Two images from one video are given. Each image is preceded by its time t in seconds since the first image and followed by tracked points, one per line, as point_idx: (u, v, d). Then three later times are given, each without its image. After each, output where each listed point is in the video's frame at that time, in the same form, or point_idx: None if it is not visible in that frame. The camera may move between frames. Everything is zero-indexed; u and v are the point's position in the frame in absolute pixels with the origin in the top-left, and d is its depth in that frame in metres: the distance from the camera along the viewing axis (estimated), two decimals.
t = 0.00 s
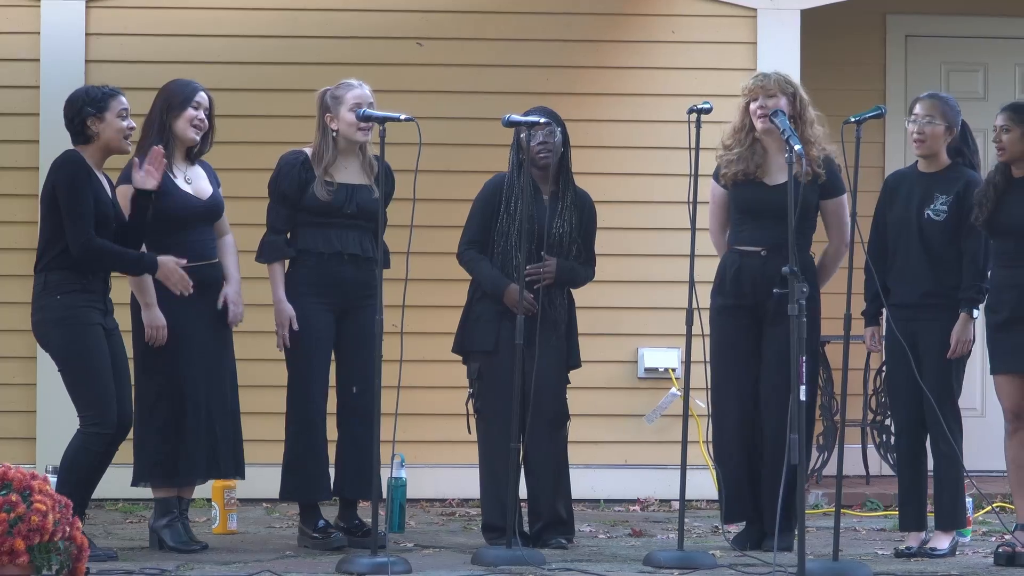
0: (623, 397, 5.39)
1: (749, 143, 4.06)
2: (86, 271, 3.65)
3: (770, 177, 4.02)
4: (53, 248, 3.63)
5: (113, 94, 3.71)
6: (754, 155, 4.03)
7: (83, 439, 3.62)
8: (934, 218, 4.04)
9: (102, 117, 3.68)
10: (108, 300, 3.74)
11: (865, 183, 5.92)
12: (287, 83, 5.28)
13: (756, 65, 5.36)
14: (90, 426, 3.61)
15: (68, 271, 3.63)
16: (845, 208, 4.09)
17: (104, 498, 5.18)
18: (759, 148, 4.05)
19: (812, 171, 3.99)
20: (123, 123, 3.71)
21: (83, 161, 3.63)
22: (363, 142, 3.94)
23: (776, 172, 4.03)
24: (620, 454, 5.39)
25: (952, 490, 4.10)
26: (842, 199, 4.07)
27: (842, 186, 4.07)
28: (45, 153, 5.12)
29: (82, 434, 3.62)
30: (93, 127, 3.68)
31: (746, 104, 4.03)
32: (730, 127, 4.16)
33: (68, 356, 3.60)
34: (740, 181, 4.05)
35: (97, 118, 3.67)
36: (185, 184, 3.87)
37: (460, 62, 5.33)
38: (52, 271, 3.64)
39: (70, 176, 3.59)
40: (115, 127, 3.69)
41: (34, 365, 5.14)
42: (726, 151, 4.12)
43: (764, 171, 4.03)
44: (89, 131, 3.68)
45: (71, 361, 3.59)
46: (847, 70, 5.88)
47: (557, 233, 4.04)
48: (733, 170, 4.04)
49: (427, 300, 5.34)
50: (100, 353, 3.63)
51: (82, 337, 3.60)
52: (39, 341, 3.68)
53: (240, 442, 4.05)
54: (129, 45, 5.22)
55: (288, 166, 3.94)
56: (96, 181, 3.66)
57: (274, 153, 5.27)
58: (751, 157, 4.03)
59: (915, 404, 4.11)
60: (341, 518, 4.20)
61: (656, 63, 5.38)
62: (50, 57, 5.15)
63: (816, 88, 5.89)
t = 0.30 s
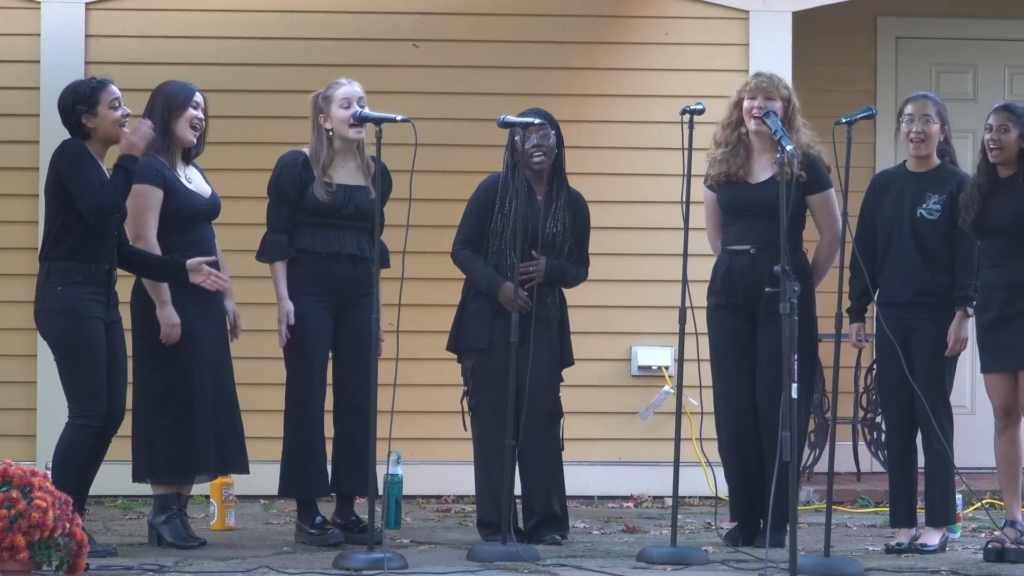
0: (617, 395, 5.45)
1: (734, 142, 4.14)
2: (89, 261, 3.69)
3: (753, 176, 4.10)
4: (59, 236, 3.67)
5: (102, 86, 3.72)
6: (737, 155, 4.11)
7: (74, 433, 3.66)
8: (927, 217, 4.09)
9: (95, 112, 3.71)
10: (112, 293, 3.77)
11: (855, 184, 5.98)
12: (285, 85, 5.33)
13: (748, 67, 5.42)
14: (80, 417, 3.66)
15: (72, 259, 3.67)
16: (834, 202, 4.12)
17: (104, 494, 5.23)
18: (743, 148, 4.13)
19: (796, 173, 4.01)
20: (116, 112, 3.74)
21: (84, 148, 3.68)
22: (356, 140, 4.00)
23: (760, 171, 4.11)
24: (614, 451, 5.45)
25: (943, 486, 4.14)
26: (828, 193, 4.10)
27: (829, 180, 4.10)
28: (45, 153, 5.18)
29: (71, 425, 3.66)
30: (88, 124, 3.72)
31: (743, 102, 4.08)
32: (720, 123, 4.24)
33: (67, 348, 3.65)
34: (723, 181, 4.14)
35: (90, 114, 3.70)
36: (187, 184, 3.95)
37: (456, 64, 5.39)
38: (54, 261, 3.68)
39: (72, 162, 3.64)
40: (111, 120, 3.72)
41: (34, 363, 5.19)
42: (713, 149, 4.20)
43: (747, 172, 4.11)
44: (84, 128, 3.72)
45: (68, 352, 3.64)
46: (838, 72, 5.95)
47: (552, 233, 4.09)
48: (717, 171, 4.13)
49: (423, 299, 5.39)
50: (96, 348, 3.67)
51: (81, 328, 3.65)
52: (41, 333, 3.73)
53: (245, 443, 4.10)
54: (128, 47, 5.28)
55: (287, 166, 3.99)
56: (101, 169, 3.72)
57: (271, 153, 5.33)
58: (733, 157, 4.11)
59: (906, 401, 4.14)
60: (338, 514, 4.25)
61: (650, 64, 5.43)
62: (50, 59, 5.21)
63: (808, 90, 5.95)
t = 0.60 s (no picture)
0: (611, 393, 5.50)
1: (736, 137, 4.16)
2: (88, 257, 3.74)
3: (755, 169, 4.14)
4: (60, 233, 3.74)
5: (99, 85, 3.78)
6: (740, 149, 4.13)
7: (65, 427, 3.71)
8: (918, 217, 4.13)
9: (92, 111, 3.77)
10: (115, 288, 3.83)
11: (846, 184, 6.05)
12: (281, 86, 5.38)
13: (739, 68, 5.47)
14: (72, 412, 3.70)
15: (72, 255, 3.73)
16: (826, 203, 4.21)
17: (103, 491, 5.28)
18: (746, 143, 4.15)
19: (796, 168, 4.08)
20: (114, 111, 3.80)
21: (83, 147, 3.73)
22: (351, 136, 4.04)
23: (762, 166, 4.15)
24: (607, 448, 5.51)
25: (933, 482, 4.19)
26: (822, 195, 4.19)
27: (822, 182, 4.18)
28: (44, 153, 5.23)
29: (64, 419, 3.71)
30: (86, 122, 3.78)
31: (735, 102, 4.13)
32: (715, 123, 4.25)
33: (64, 343, 3.70)
34: (727, 173, 4.14)
35: (88, 112, 3.76)
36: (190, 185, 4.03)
37: (451, 65, 5.44)
38: (55, 256, 3.74)
39: (70, 160, 3.69)
40: (108, 118, 3.78)
41: (34, 361, 5.24)
42: (713, 144, 4.21)
43: (749, 164, 4.13)
44: (83, 127, 3.78)
45: (65, 346, 3.69)
46: (829, 74, 6.01)
47: (546, 232, 4.16)
48: (719, 164, 4.14)
49: (419, 297, 5.45)
50: (93, 344, 3.73)
51: (81, 324, 3.70)
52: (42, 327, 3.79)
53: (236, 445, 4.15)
54: (127, 48, 5.33)
55: (285, 165, 4.04)
56: (99, 168, 3.79)
57: (268, 154, 5.38)
58: (739, 151, 4.12)
59: (896, 399, 4.18)
60: (334, 511, 4.30)
61: (643, 65, 5.49)
62: (50, 60, 5.26)
63: (800, 91, 6.01)
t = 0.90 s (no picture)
0: (605, 391, 5.56)
1: (729, 137, 4.22)
2: (88, 256, 3.79)
3: (748, 170, 4.18)
4: (60, 233, 3.78)
5: (98, 84, 3.83)
6: (734, 149, 4.19)
7: (62, 424, 3.76)
8: (906, 218, 4.18)
9: (91, 109, 3.81)
10: (113, 287, 3.87)
11: (837, 184, 6.11)
12: (279, 87, 5.43)
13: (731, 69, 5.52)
14: (70, 409, 3.75)
15: (71, 254, 3.77)
16: (818, 204, 4.27)
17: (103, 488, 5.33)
18: (739, 142, 4.21)
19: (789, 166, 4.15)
20: (112, 109, 3.85)
21: (83, 146, 3.78)
22: (348, 137, 4.10)
23: (755, 167, 4.19)
24: (601, 445, 5.57)
25: (922, 480, 4.24)
26: (814, 196, 4.25)
27: (815, 182, 4.24)
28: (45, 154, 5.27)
29: (62, 415, 3.76)
30: (86, 121, 3.82)
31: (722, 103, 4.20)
32: (708, 125, 4.31)
33: (62, 341, 3.74)
34: (721, 173, 4.20)
35: (87, 111, 3.81)
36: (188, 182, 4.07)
37: (447, 67, 5.49)
38: (55, 255, 3.78)
39: (70, 159, 3.74)
40: (107, 116, 3.83)
41: (34, 360, 5.28)
42: (706, 146, 4.27)
43: (743, 164, 4.18)
44: (83, 126, 3.83)
45: (64, 345, 3.74)
46: (820, 75, 6.08)
47: (541, 231, 4.20)
48: (713, 164, 4.19)
49: (415, 296, 5.50)
50: (92, 342, 3.77)
51: (79, 322, 3.74)
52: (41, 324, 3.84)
53: (229, 438, 4.23)
54: (126, 50, 5.38)
55: (284, 165, 4.09)
56: (99, 168, 3.84)
57: (266, 154, 5.43)
58: (730, 151, 4.18)
59: (886, 396, 4.24)
60: (331, 507, 4.35)
61: (637, 67, 5.55)
62: (50, 62, 5.31)
63: (792, 92, 6.07)
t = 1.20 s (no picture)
0: (598, 389, 5.62)
1: (717, 139, 4.28)
2: (89, 255, 3.83)
3: (736, 173, 4.25)
4: (61, 232, 3.82)
5: (96, 83, 3.87)
6: (721, 152, 4.25)
7: (63, 421, 3.81)
8: (892, 217, 4.25)
9: (91, 109, 3.86)
10: (111, 286, 3.92)
11: (828, 184, 6.18)
12: (276, 88, 5.49)
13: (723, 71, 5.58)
14: (70, 406, 3.80)
15: (72, 252, 3.81)
16: (810, 201, 4.31)
17: (102, 484, 5.38)
18: (726, 145, 4.27)
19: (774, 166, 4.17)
20: (112, 107, 3.88)
21: (84, 144, 3.81)
22: (347, 138, 4.15)
23: (744, 168, 4.25)
24: (595, 442, 5.63)
25: (911, 476, 4.31)
26: (806, 193, 4.29)
27: (807, 181, 4.29)
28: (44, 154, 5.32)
29: (62, 413, 3.82)
30: (85, 120, 3.87)
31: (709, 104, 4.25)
32: (698, 127, 4.37)
33: (62, 339, 3.80)
34: (708, 176, 4.27)
35: (86, 109, 3.85)
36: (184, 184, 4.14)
37: (442, 68, 5.55)
38: (55, 253, 3.83)
39: (74, 158, 3.76)
40: (107, 114, 3.87)
41: (34, 358, 5.34)
42: (695, 149, 4.34)
43: (730, 167, 4.25)
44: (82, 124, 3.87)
45: (64, 342, 3.79)
46: (812, 77, 6.14)
47: (536, 228, 4.27)
48: (701, 167, 4.26)
49: (411, 295, 5.56)
50: (92, 340, 3.82)
51: (79, 321, 3.79)
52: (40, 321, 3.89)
53: (226, 434, 4.36)
54: (125, 52, 5.44)
55: (283, 163, 4.14)
56: (100, 168, 3.86)
57: (263, 155, 5.48)
58: (717, 153, 4.24)
59: (874, 393, 4.30)
60: (328, 504, 4.42)
61: (630, 68, 5.60)
62: (49, 63, 5.37)
63: (783, 93, 6.14)
